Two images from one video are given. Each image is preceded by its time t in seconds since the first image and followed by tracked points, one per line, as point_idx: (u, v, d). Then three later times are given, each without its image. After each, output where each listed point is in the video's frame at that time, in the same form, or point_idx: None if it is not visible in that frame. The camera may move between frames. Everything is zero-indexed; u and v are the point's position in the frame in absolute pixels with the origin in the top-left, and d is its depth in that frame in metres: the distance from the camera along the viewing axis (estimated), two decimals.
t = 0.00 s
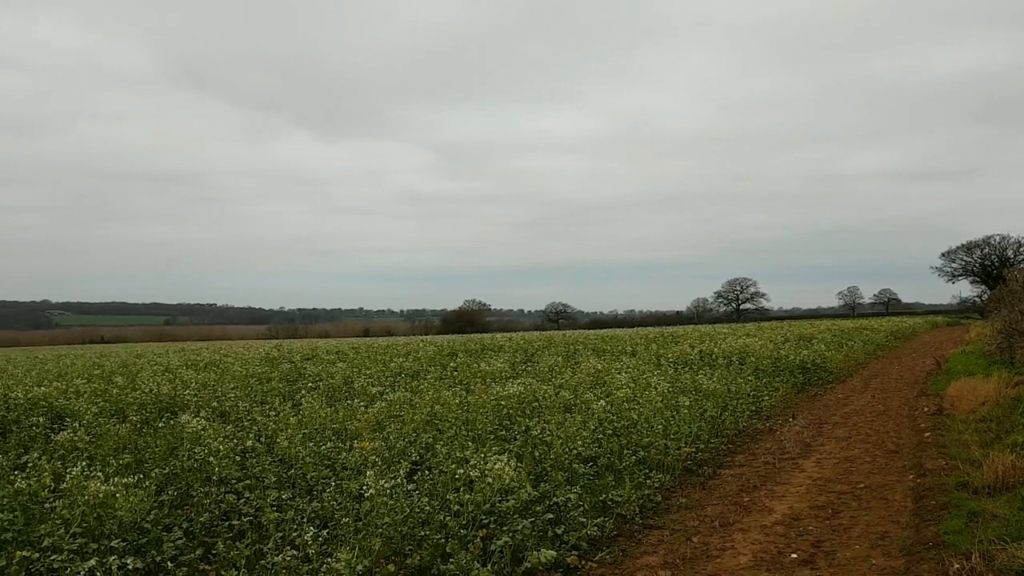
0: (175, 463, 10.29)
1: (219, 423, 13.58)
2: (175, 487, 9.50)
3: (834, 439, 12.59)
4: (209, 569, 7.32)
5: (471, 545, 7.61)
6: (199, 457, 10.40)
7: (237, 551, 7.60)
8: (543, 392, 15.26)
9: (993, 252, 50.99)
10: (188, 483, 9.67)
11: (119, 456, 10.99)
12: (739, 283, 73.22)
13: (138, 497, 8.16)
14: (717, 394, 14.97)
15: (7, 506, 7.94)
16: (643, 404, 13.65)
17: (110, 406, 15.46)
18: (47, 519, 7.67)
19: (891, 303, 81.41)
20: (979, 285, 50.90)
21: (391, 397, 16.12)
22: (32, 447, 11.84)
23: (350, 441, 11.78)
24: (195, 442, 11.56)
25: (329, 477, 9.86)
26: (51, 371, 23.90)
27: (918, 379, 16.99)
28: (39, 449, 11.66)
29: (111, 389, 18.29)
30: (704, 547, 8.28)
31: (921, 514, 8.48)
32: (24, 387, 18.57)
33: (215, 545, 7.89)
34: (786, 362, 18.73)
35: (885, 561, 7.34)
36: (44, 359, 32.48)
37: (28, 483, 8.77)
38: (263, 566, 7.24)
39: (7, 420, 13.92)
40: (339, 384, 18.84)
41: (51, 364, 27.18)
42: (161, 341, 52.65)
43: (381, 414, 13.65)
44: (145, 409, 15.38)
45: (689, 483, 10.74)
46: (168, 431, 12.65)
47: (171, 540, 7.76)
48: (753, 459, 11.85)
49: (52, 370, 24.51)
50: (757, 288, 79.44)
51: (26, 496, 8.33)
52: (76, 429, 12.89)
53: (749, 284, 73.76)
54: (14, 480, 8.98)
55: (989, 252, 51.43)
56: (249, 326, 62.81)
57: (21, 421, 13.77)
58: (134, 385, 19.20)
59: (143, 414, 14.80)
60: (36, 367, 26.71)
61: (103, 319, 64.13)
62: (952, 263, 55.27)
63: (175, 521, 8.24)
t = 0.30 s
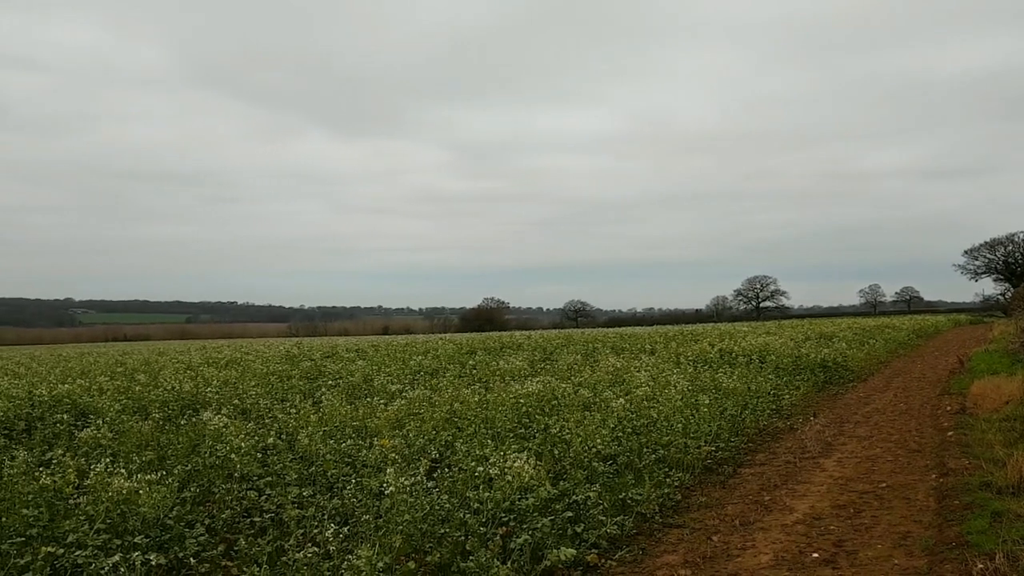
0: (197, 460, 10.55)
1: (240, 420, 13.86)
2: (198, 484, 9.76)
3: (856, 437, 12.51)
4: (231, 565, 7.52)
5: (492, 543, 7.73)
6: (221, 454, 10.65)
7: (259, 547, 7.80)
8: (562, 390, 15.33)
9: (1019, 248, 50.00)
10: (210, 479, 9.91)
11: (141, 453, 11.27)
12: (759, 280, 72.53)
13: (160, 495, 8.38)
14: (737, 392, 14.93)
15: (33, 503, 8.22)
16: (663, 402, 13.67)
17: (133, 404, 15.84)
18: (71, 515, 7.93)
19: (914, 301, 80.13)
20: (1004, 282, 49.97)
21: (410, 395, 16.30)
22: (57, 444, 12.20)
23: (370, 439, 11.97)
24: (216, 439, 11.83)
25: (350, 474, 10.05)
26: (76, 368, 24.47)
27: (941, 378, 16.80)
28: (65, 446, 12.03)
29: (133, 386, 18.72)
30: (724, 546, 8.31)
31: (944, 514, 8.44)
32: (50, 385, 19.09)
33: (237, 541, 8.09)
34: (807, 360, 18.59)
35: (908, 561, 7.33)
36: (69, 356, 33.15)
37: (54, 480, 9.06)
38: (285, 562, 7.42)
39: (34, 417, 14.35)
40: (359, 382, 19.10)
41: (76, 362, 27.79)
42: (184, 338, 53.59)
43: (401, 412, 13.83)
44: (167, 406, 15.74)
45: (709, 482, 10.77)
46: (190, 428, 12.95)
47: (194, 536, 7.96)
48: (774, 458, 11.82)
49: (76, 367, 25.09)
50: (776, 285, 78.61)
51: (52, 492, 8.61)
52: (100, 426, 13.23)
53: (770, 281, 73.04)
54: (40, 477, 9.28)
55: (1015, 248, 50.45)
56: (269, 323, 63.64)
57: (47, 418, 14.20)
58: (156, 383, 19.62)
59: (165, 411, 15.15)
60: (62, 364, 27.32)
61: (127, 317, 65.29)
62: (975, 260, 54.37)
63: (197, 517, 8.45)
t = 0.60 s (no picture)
0: (210, 457, 10.73)
1: (253, 418, 14.06)
2: (212, 480, 9.93)
3: (870, 437, 12.48)
4: (244, 562, 7.66)
5: (504, 541, 7.81)
6: (234, 451, 10.83)
7: (271, 544, 7.94)
8: (574, 389, 15.39)
9: None
10: (224, 476, 10.08)
11: (155, 450, 11.47)
12: (772, 279, 72.08)
13: (174, 491, 8.55)
14: (750, 391, 14.92)
15: (49, 499, 8.41)
16: (675, 401, 13.70)
17: (147, 401, 16.10)
18: (86, 511, 8.11)
19: (929, 300, 79.38)
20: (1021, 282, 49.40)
21: (422, 393, 16.42)
22: (72, 440, 12.44)
23: (383, 437, 12.11)
24: (229, 437, 12.02)
25: (362, 472, 10.18)
26: (91, 366, 24.83)
27: (956, 377, 16.70)
28: (80, 442, 12.27)
29: (147, 384, 19.00)
30: (737, 545, 8.35)
31: (958, 514, 8.43)
32: (65, 382, 19.40)
33: (250, 538, 8.24)
34: (821, 359, 18.51)
35: (922, 561, 7.34)
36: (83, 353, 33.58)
37: (69, 476, 9.27)
38: (298, 559, 7.56)
39: (49, 414, 14.63)
40: (371, 380, 19.28)
41: (91, 359, 28.18)
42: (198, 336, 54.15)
43: (414, 410, 13.96)
44: (181, 403, 15.98)
45: (721, 481, 10.79)
46: (204, 425, 13.16)
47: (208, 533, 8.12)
48: (787, 458, 11.82)
49: (91, 364, 25.46)
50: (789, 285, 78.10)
51: (67, 488, 8.79)
52: (114, 423, 13.48)
53: (783, 281, 72.60)
54: (55, 473, 9.48)
55: None
56: (282, 322, 64.18)
57: (62, 415, 14.47)
58: (170, 380, 19.91)
59: (179, 409, 15.38)
60: (77, 361, 27.71)
61: (142, 316, 66.01)
62: (989, 260, 53.75)
63: (210, 514, 8.60)
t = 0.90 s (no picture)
0: (224, 455, 10.89)
1: (266, 416, 14.24)
2: (225, 478, 10.09)
3: (883, 438, 12.43)
4: (258, 559, 7.79)
5: (516, 540, 7.89)
6: (247, 450, 10.99)
7: (284, 542, 8.07)
8: (586, 389, 15.43)
9: None
10: (237, 474, 10.24)
11: (169, 448, 11.65)
12: (785, 279, 71.55)
13: (188, 490, 8.70)
14: (762, 391, 14.89)
15: (65, 496, 8.57)
16: (688, 401, 13.71)
17: (161, 399, 16.33)
18: (101, 508, 8.27)
19: (943, 300, 78.50)
20: None
21: (435, 392, 16.53)
22: (87, 438, 12.66)
23: (395, 436, 12.22)
24: (243, 435, 12.20)
25: (375, 471, 10.30)
26: (106, 364, 25.20)
27: (971, 378, 16.59)
28: (95, 440, 12.49)
29: (161, 382, 19.26)
30: (750, 546, 8.37)
31: (973, 516, 8.40)
32: (80, 380, 19.73)
33: (263, 536, 8.36)
34: (834, 360, 18.42)
35: (936, 563, 7.33)
36: (99, 352, 34.05)
37: (84, 473, 9.44)
38: (311, 557, 7.68)
39: (65, 412, 14.89)
40: (383, 379, 19.44)
41: (106, 357, 28.60)
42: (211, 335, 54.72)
43: (426, 409, 14.07)
44: (194, 402, 16.20)
45: (733, 482, 10.80)
46: (218, 423, 13.34)
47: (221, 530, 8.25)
48: (800, 458, 11.80)
49: (106, 362, 25.85)
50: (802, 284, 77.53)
51: (82, 486, 8.97)
52: (129, 421, 13.71)
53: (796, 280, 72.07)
54: (71, 470, 9.66)
55: None
56: (295, 321, 64.66)
57: (77, 413, 14.73)
58: (183, 378, 20.19)
59: (193, 407, 15.60)
60: (91, 359, 28.11)
61: (156, 315, 66.81)
62: (1003, 260, 53.12)
63: (224, 512, 8.75)
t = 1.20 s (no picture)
0: (241, 452, 11.11)
1: (282, 413, 14.47)
2: (243, 475, 10.30)
3: (901, 438, 12.37)
4: (275, 556, 7.96)
5: (531, 538, 7.99)
6: (264, 447, 11.20)
7: (300, 539, 8.23)
8: (601, 387, 15.49)
9: None
10: (254, 471, 10.45)
11: (186, 445, 11.90)
12: (802, 277, 70.94)
13: (205, 486, 8.89)
14: (778, 391, 14.86)
15: (83, 492, 8.82)
16: (703, 400, 13.73)
17: (178, 396, 16.65)
18: (119, 505, 8.48)
19: (960, 300, 77.44)
20: None
21: (450, 390, 16.68)
22: (105, 434, 12.95)
23: (411, 433, 12.38)
24: (259, 432, 12.43)
25: (391, 468, 10.46)
26: (123, 361, 25.64)
27: (989, 377, 16.44)
28: (113, 437, 12.77)
29: (178, 379, 19.60)
30: (766, 545, 8.41)
31: (991, 516, 8.37)
32: (97, 377, 20.11)
33: (279, 533, 8.54)
34: (851, 359, 18.31)
35: (954, 563, 7.33)
36: (116, 349, 34.57)
37: (102, 470, 9.69)
38: (328, 553, 7.84)
39: (83, 409, 15.22)
40: (399, 377, 19.64)
41: (123, 355, 29.06)
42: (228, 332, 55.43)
43: (441, 407, 14.22)
44: (212, 399, 16.49)
45: (749, 481, 10.83)
46: (235, 420, 13.59)
47: (238, 527, 8.43)
48: (816, 458, 11.79)
49: (124, 360, 26.28)
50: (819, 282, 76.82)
51: (100, 482, 9.20)
52: (147, 417, 14.01)
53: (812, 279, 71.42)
54: (89, 467, 9.92)
55: None
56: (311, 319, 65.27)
57: (96, 410, 15.06)
58: (200, 375, 20.54)
59: (210, 404, 15.87)
60: (109, 357, 28.57)
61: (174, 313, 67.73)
62: None
63: (240, 509, 8.94)
